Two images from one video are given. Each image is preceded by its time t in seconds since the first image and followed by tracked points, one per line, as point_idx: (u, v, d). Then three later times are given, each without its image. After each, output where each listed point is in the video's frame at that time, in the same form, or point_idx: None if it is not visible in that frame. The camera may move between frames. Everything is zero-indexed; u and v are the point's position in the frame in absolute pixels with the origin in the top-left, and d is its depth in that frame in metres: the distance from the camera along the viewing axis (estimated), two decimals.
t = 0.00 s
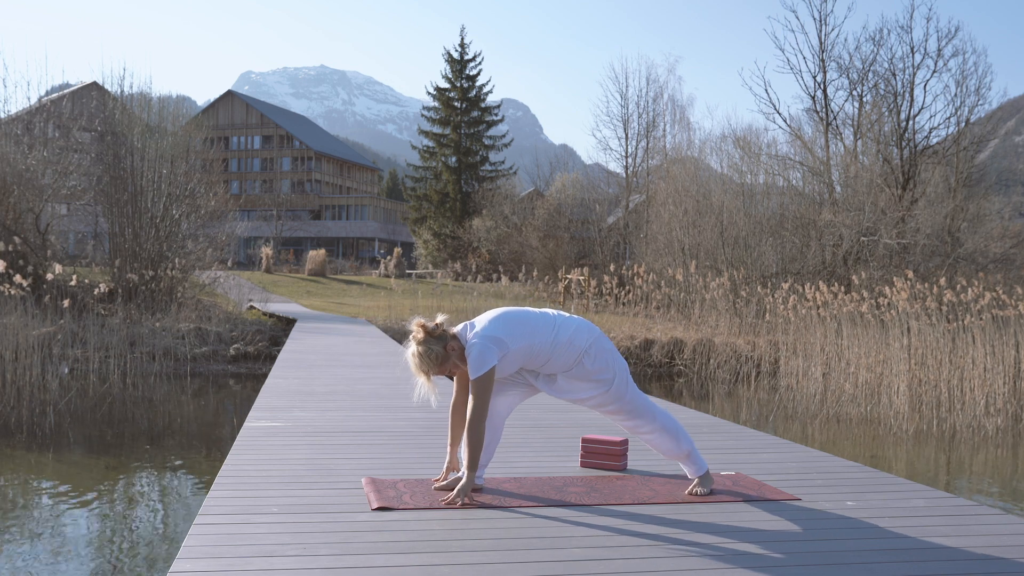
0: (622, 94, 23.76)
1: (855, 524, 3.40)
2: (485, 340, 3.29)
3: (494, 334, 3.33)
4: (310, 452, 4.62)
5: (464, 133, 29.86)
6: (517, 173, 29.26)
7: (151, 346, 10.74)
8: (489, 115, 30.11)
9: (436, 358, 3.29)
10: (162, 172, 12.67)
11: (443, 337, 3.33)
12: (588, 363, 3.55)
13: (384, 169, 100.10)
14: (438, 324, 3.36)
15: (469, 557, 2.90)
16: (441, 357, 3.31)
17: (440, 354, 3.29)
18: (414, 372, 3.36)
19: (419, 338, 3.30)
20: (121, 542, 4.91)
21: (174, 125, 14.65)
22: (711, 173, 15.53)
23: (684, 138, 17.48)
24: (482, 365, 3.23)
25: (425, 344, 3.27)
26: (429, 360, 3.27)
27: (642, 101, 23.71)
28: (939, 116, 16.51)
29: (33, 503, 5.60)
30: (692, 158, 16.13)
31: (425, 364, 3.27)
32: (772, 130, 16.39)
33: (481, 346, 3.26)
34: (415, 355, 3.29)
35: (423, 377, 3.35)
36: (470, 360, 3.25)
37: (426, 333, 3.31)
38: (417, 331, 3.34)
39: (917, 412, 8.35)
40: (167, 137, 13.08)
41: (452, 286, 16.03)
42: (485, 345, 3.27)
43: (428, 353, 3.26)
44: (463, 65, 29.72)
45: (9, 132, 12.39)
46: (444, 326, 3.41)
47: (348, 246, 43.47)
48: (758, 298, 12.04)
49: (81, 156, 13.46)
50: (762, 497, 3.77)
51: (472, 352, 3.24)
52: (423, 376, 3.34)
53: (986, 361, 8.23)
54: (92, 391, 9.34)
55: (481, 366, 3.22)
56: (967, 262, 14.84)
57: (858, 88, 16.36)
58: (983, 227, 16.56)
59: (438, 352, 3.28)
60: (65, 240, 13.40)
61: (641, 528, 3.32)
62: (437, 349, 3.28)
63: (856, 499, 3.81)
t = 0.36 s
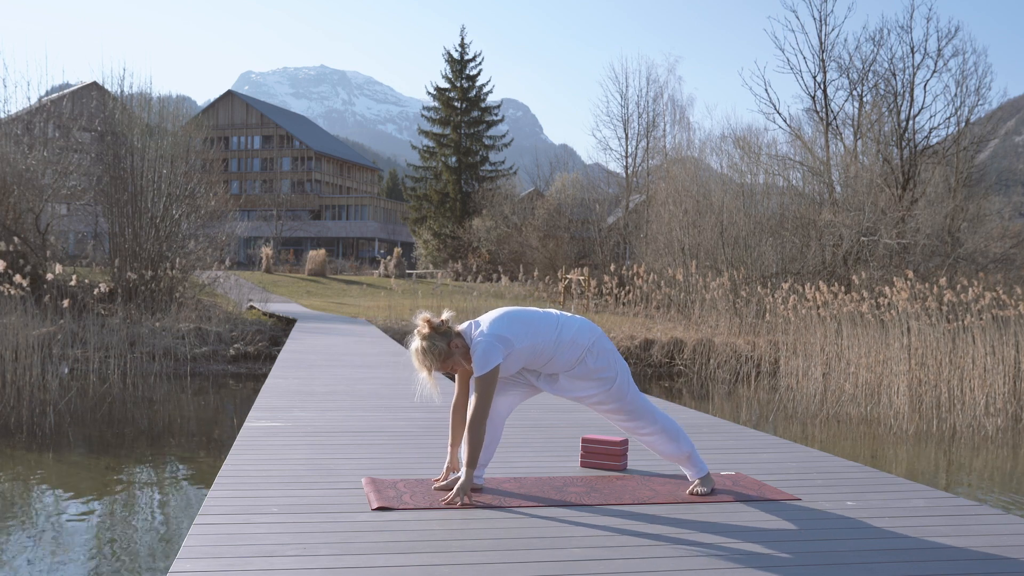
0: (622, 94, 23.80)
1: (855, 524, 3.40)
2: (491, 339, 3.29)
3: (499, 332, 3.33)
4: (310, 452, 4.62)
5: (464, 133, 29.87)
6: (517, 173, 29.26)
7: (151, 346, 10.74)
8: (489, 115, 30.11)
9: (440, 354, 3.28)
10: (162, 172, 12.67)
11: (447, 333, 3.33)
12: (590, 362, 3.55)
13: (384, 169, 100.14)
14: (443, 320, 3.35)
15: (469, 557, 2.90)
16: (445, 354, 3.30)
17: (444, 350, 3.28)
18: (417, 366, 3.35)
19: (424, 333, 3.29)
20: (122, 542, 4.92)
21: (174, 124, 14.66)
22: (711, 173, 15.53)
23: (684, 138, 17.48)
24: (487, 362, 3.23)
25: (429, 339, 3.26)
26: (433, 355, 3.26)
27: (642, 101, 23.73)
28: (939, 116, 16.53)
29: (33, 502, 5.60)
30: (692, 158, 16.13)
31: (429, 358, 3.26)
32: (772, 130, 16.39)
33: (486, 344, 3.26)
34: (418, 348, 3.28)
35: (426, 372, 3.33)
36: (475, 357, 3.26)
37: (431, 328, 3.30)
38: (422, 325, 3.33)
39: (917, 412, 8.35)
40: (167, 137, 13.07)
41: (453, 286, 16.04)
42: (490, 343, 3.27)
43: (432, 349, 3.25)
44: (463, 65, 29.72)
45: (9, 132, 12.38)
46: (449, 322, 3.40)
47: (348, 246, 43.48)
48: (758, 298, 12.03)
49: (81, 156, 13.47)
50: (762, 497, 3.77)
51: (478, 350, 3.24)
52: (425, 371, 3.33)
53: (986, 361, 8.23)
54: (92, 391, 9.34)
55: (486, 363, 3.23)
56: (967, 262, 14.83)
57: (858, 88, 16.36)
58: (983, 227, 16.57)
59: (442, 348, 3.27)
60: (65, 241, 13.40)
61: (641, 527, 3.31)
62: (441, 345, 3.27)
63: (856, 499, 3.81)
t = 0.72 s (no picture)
0: (622, 94, 23.81)
1: (856, 524, 3.40)
2: (493, 336, 3.29)
3: (501, 329, 3.33)
4: (310, 452, 4.62)
5: (464, 133, 29.88)
6: (517, 173, 29.26)
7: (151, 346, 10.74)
8: (489, 115, 30.12)
9: (440, 349, 3.28)
10: (162, 172, 12.68)
11: (448, 330, 3.33)
12: (591, 361, 3.55)
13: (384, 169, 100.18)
14: (445, 316, 3.36)
15: (469, 557, 2.90)
16: (446, 349, 3.30)
17: (444, 346, 3.28)
18: (417, 360, 3.35)
19: (425, 327, 3.30)
20: (122, 542, 4.91)
21: (174, 124, 14.67)
22: (711, 173, 15.52)
23: (684, 138, 17.48)
24: (489, 359, 3.23)
25: (430, 334, 3.27)
26: (433, 350, 3.26)
27: (642, 101, 23.75)
28: (939, 116, 16.55)
29: (33, 503, 5.60)
30: (692, 158, 16.12)
31: (428, 353, 3.26)
32: (772, 130, 16.40)
33: (488, 342, 3.27)
34: (419, 342, 3.29)
35: (425, 366, 3.33)
36: (476, 354, 3.26)
37: (433, 323, 3.31)
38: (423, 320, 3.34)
39: (917, 412, 8.34)
40: (167, 137, 13.07)
41: (453, 286, 16.04)
42: (492, 340, 3.27)
43: (432, 343, 3.26)
44: (463, 65, 29.74)
45: (9, 132, 12.39)
46: (451, 319, 3.41)
47: (348, 246, 43.48)
48: (758, 298, 12.02)
49: (81, 156, 13.47)
50: (762, 497, 3.77)
51: (480, 347, 3.25)
52: (424, 365, 3.33)
53: (986, 362, 8.23)
54: (92, 391, 9.34)
55: (487, 360, 3.22)
56: (967, 262, 14.82)
57: (858, 88, 16.35)
58: (983, 227, 16.58)
59: (442, 343, 3.27)
60: (65, 240, 13.40)
61: (641, 527, 3.32)
62: (442, 340, 3.28)
63: (856, 499, 3.81)
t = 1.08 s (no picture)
0: (622, 94, 23.83)
1: (856, 524, 3.40)
2: (498, 325, 3.32)
3: (505, 320, 3.35)
4: (310, 452, 4.62)
5: (464, 133, 29.89)
6: (517, 173, 29.27)
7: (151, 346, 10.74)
8: (489, 115, 30.12)
9: (441, 336, 3.25)
10: (162, 172, 12.69)
11: (451, 318, 3.31)
12: (593, 360, 3.55)
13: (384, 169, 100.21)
14: (448, 303, 3.33)
15: (469, 557, 2.90)
16: (447, 337, 3.28)
17: (446, 334, 3.25)
18: (417, 347, 3.32)
19: (427, 314, 3.27)
20: (121, 542, 4.91)
21: (174, 124, 14.67)
22: (711, 173, 15.52)
23: (684, 138, 17.49)
24: (494, 347, 3.25)
25: (433, 321, 3.24)
26: (434, 337, 3.24)
27: (642, 101, 23.76)
28: (939, 116, 16.57)
29: (32, 503, 5.60)
30: (692, 158, 16.12)
31: (429, 339, 3.24)
32: (772, 130, 16.40)
33: (493, 330, 3.28)
34: (421, 329, 3.26)
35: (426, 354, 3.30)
36: (481, 341, 3.28)
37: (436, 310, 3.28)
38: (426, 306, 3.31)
39: (917, 411, 8.34)
40: (167, 137, 13.07)
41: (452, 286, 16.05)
42: (497, 329, 3.29)
43: (434, 330, 3.23)
44: (463, 65, 29.75)
45: (9, 132, 12.39)
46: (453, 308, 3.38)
47: (348, 246, 43.49)
48: (758, 299, 12.00)
49: (81, 156, 13.47)
50: (762, 496, 3.77)
51: (484, 335, 3.27)
52: (425, 352, 3.30)
53: (986, 362, 8.23)
54: (92, 391, 9.34)
55: (492, 348, 3.25)
56: (967, 262, 14.81)
57: (858, 88, 16.36)
58: (983, 227, 16.58)
59: (444, 330, 3.25)
60: (65, 240, 13.39)
61: (641, 527, 3.31)
62: (443, 327, 3.25)
63: (856, 499, 3.81)
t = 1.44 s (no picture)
0: (622, 94, 23.84)
1: (856, 525, 3.40)
2: (509, 303, 3.34)
3: (514, 301, 3.36)
4: (310, 452, 4.61)
5: (465, 132, 29.89)
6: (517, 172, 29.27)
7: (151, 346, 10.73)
8: (489, 115, 30.12)
9: (445, 312, 3.30)
10: (162, 172, 12.69)
11: (456, 295, 3.36)
12: (594, 358, 3.53)
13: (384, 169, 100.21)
14: (454, 281, 3.37)
15: (468, 557, 2.90)
16: (451, 314, 3.32)
17: (450, 310, 3.30)
18: (420, 321, 3.37)
19: (432, 289, 3.32)
20: (121, 542, 4.91)
21: (175, 124, 14.68)
22: (711, 173, 15.51)
23: (684, 138, 17.50)
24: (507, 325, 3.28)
25: (437, 296, 3.29)
26: (437, 312, 3.28)
27: (643, 101, 23.78)
28: (939, 116, 16.59)
29: (33, 503, 5.60)
30: (693, 158, 16.11)
31: (432, 314, 3.29)
32: (772, 130, 16.40)
33: (506, 307, 3.31)
34: (426, 302, 3.31)
35: (428, 328, 3.35)
36: (495, 320, 3.30)
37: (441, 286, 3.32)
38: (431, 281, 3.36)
39: (917, 412, 8.34)
40: (167, 137, 13.07)
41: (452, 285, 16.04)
42: (509, 306, 3.32)
43: (438, 306, 3.28)
44: (463, 64, 29.76)
45: (9, 132, 12.39)
46: (460, 286, 3.42)
47: (348, 246, 43.48)
48: (757, 298, 11.98)
49: (81, 156, 13.45)
50: (762, 497, 3.76)
51: (499, 312, 3.30)
52: (427, 327, 3.35)
53: (986, 362, 8.23)
54: (92, 391, 9.34)
55: (507, 327, 3.28)
56: (967, 262, 14.81)
57: (858, 88, 16.37)
58: (983, 227, 16.58)
59: (448, 306, 3.29)
60: (65, 240, 13.39)
61: (641, 527, 3.31)
62: (448, 303, 3.30)
63: (856, 499, 3.80)
